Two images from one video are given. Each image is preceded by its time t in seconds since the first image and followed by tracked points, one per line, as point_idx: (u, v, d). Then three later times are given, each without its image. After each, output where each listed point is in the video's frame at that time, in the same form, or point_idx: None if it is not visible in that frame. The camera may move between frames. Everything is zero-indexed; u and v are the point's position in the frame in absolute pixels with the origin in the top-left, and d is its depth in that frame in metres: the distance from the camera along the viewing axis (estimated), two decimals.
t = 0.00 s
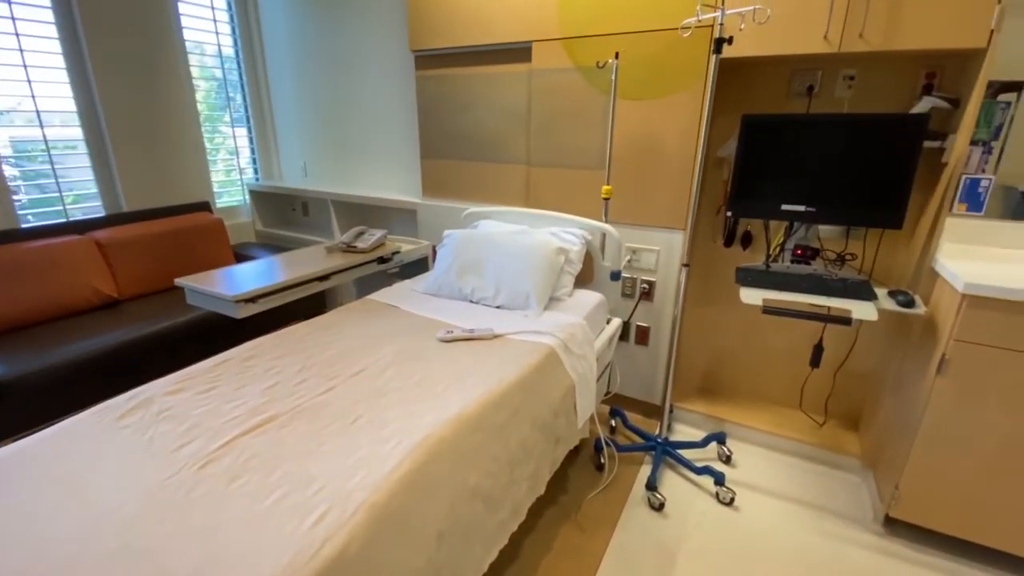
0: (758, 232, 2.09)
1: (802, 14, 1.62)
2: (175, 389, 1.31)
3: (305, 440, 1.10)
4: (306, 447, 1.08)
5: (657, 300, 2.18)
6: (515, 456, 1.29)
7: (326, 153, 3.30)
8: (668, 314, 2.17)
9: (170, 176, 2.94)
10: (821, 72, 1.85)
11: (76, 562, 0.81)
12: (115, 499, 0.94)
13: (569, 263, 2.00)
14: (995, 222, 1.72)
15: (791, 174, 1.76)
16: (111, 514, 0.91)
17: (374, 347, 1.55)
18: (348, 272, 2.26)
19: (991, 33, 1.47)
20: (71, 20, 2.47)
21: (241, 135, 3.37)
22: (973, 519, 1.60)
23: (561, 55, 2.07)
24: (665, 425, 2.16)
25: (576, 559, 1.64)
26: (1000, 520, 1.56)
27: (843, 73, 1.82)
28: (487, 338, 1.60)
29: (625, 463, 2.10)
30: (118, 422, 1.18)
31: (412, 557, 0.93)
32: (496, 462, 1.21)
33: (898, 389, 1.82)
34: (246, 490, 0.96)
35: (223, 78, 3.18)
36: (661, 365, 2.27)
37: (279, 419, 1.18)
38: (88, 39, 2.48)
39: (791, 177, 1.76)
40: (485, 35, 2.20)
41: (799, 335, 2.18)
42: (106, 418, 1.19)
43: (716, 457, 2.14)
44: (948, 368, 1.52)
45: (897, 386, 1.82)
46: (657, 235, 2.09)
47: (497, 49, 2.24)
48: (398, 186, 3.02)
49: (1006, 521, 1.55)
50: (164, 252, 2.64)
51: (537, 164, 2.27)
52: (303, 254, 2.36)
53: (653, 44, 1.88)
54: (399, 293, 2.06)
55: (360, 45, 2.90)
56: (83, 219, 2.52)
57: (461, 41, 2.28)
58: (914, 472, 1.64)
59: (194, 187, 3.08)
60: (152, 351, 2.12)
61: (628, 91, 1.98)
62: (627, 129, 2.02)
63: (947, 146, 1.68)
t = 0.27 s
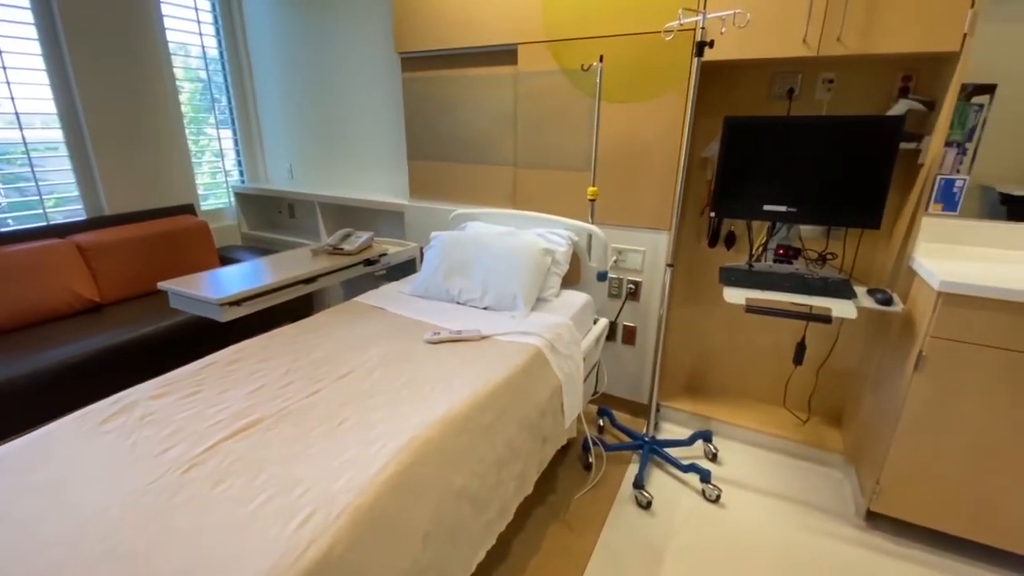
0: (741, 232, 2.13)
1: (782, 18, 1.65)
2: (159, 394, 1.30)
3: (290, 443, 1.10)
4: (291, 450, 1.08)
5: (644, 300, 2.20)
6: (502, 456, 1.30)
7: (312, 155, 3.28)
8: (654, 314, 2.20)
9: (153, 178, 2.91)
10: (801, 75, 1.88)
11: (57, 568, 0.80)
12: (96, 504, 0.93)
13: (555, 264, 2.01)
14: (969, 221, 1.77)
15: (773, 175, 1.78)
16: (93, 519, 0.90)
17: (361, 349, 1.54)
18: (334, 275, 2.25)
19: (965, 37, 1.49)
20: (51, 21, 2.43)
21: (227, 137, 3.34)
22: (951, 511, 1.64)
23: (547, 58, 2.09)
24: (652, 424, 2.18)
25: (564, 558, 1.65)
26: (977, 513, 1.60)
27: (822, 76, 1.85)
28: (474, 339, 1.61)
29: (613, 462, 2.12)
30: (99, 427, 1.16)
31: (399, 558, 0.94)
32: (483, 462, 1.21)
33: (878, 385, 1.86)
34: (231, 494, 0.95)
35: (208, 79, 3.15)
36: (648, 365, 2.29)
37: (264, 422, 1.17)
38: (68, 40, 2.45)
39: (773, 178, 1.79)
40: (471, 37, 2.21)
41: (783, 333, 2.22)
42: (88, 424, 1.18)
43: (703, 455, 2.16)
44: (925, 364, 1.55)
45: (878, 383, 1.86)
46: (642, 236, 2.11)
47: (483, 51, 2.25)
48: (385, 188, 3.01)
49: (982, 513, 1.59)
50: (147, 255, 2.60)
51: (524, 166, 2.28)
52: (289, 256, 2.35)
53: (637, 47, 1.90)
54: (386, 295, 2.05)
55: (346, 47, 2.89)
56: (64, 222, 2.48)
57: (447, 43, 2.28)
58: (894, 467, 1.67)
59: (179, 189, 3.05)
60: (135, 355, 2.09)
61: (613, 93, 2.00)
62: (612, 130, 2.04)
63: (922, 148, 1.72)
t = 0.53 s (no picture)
0: (726, 233, 2.16)
1: (763, 22, 1.68)
2: (142, 399, 1.29)
3: (276, 447, 1.10)
4: (277, 454, 1.07)
5: (631, 301, 2.22)
6: (490, 458, 1.30)
7: (299, 157, 3.26)
8: (642, 314, 2.22)
9: (137, 181, 2.87)
10: (783, 79, 1.91)
11: None
12: (78, 512, 0.92)
13: (543, 266, 2.02)
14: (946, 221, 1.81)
15: (756, 177, 1.81)
16: (75, 527, 0.89)
17: (348, 352, 1.54)
18: (321, 278, 2.24)
19: (940, 41, 1.52)
20: (31, 22, 2.40)
21: (212, 139, 3.31)
22: (931, 505, 1.67)
23: (533, 61, 2.10)
24: (640, 423, 2.20)
25: (553, 558, 1.66)
26: (956, 506, 1.63)
27: (803, 79, 1.89)
28: (462, 341, 1.61)
29: (602, 462, 2.13)
30: (81, 434, 1.15)
31: (386, 560, 0.94)
32: (470, 464, 1.22)
33: (860, 383, 1.89)
34: (215, 500, 0.95)
35: (192, 81, 3.13)
36: (636, 365, 2.31)
37: (249, 427, 1.17)
38: (49, 41, 2.42)
39: (756, 180, 1.82)
40: (458, 40, 2.22)
41: (767, 332, 2.25)
42: (69, 431, 1.16)
43: (690, 454, 2.19)
44: (904, 361, 1.59)
45: (859, 380, 1.90)
46: (629, 237, 2.13)
47: (470, 54, 2.26)
48: (373, 190, 3.00)
49: (961, 507, 1.63)
50: (131, 259, 2.57)
51: (511, 168, 2.29)
52: (276, 259, 2.33)
53: (622, 50, 1.92)
54: (374, 298, 2.05)
55: (333, 49, 2.88)
56: (45, 226, 2.44)
57: (433, 45, 2.28)
58: (875, 462, 1.71)
59: (163, 192, 3.02)
60: (119, 360, 2.06)
61: (599, 96, 2.02)
62: (599, 133, 2.06)
63: (900, 150, 1.76)
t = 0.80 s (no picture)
0: (711, 234, 2.19)
1: (745, 28, 1.71)
2: (127, 405, 1.27)
3: (264, 451, 1.09)
4: (265, 458, 1.07)
5: (619, 302, 2.25)
6: (479, 459, 1.31)
7: (286, 160, 3.24)
8: (629, 315, 2.24)
9: (121, 184, 2.84)
10: (765, 83, 1.95)
11: None
12: (62, 519, 0.91)
13: (532, 268, 2.03)
14: (924, 222, 1.85)
15: (739, 179, 1.84)
16: (58, 534, 0.88)
17: (336, 355, 1.54)
18: (309, 281, 2.23)
19: (915, 46, 1.56)
20: (11, 24, 2.37)
21: (197, 142, 3.28)
22: (912, 500, 1.71)
23: (520, 64, 2.12)
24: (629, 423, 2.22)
25: (543, 558, 1.67)
26: (936, 500, 1.67)
27: (785, 83, 1.92)
28: (451, 343, 1.62)
29: (591, 462, 2.15)
30: (65, 440, 1.14)
31: (374, 562, 0.94)
32: (459, 466, 1.22)
33: (843, 381, 1.93)
34: (202, 505, 0.95)
35: (177, 84, 3.10)
36: (624, 365, 2.33)
37: (236, 431, 1.16)
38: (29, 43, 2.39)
39: (740, 182, 1.85)
40: (445, 43, 2.22)
41: (752, 332, 2.29)
42: (52, 438, 1.15)
43: (678, 453, 2.21)
44: (884, 359, 1.63)
45: (842, 378, 1.94)
46: (616, 239, 2.15)
47: (457, 57, 2.27)
48: (361, 193, 3.00)
49: (941, 501, 1.66)
50: (115, 263, 2.54)
51: (499, 171, 2.30)
52: (263, 263, 2.32)
53: (607, 55, 1.95)
54: (362, 301, 2.05)
55: (319, 52, 2.88)
56: (26, 230, 2.40)
57: (420, 49, 2.29)
58: (858, 459, 1.74)
59: (148, 195, 2.98)
60: (103, 366, 2.04)
61: (585, 99, 2.04)
62: (585, 136, 2.08)
63: (878, 152, 1.80)
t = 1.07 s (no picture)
0: (696, 235, 2.22)
1: (727, 33, 1.74)
2: (110, 411, 1.26)
3: (250, 456, 1.09)
4: (251, 463, 1.07)
5: (606, 303, 2.27)
6: (469, 461, 1.31)
7: (273, 163, 3.22)
8: (617, 316, 2.26)
9: (103, 187, 2.80)
10: (747, 86, 1.98)
11: None
12: (43, 528, 0.90)
13: (520, 270, 2.04)
14: (903, 223, 1.90)
15: (724, 181, 1.87)
16: (40, 543, 0.87)
17: (323, 359, 1.53)
18: (296, 285, 2.22)
19: (892, 51, 1.60)
20: None
21: (181, 145, 3.25)
22: (894, 495, 1.74)
23: (506, 68, 2.13)
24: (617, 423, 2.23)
25: (532, 558, 1.68)
26: (917, 495, 1.71)
27: (767, 87, 1.96)
28: (440, 346, 1.62)
29: (580, 462, 2.16)
30: (45, 448, 1.12)
31: (362, 566, 0.94)
32: (448, 468, 1.23)
33: (826, 379, 1.96)
34: (187, 511, 0.94)
35: (160, 86, 3.07)
36: (612, 366, 2.35)
37: (222, 437, 1.16)
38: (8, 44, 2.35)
39: (723, 184, 1.87)
40: (431, 47, 2.23)
41: (738, 331, 2.32)
42: (33, 445, 1.13)
43: (666, 452, 2.23)
44: (864, 357, 1.66)
45: (825, 376, 1.97)
46: (603, 241, 2.17)
47: (444, 60, 2.27)
48: (348, 195, 2.99)
49: (922, 495, 1.70)
50: (97, 267, 2.50)
51: (487, 173, 2.31)
52: (249, 267, 2.30)
53: (593, 58, 1.97)
54: (350, 304, 2.04)
55: (306, 54, 2.86)
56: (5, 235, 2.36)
57: (407, 52, 2.29)
58: (841, 455, 1.77)
59: (131, 199, 2.94)
60: (85, 372, 2.00)
61: (571, 103, 2.06)
62: (572, 139, 2.10)
63: (858, 154, 1.84)
